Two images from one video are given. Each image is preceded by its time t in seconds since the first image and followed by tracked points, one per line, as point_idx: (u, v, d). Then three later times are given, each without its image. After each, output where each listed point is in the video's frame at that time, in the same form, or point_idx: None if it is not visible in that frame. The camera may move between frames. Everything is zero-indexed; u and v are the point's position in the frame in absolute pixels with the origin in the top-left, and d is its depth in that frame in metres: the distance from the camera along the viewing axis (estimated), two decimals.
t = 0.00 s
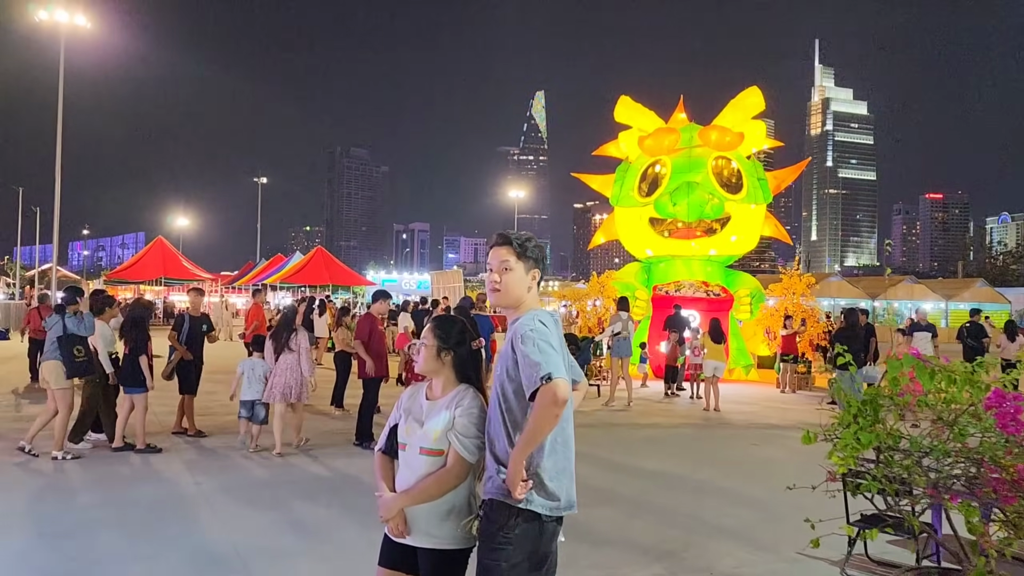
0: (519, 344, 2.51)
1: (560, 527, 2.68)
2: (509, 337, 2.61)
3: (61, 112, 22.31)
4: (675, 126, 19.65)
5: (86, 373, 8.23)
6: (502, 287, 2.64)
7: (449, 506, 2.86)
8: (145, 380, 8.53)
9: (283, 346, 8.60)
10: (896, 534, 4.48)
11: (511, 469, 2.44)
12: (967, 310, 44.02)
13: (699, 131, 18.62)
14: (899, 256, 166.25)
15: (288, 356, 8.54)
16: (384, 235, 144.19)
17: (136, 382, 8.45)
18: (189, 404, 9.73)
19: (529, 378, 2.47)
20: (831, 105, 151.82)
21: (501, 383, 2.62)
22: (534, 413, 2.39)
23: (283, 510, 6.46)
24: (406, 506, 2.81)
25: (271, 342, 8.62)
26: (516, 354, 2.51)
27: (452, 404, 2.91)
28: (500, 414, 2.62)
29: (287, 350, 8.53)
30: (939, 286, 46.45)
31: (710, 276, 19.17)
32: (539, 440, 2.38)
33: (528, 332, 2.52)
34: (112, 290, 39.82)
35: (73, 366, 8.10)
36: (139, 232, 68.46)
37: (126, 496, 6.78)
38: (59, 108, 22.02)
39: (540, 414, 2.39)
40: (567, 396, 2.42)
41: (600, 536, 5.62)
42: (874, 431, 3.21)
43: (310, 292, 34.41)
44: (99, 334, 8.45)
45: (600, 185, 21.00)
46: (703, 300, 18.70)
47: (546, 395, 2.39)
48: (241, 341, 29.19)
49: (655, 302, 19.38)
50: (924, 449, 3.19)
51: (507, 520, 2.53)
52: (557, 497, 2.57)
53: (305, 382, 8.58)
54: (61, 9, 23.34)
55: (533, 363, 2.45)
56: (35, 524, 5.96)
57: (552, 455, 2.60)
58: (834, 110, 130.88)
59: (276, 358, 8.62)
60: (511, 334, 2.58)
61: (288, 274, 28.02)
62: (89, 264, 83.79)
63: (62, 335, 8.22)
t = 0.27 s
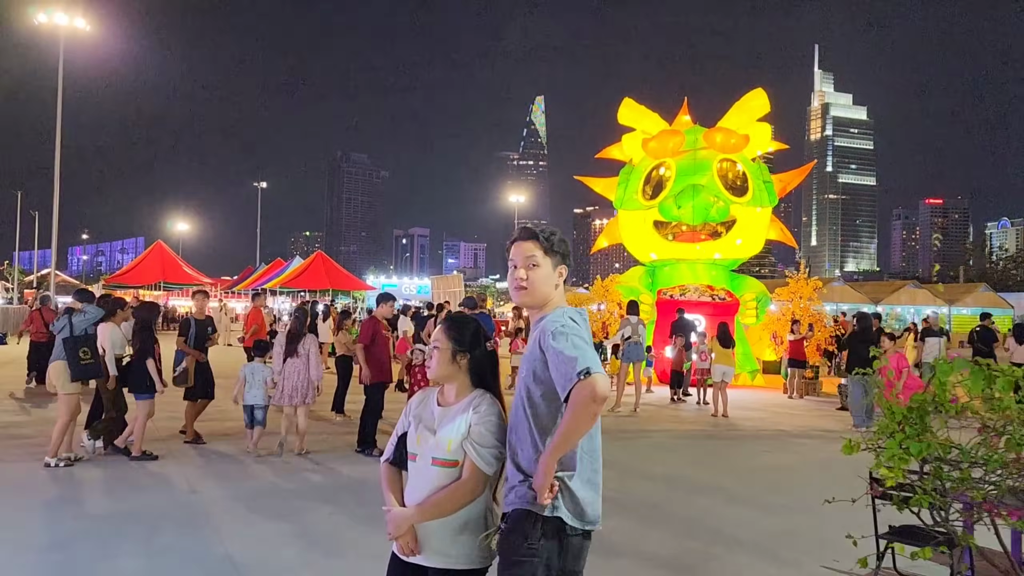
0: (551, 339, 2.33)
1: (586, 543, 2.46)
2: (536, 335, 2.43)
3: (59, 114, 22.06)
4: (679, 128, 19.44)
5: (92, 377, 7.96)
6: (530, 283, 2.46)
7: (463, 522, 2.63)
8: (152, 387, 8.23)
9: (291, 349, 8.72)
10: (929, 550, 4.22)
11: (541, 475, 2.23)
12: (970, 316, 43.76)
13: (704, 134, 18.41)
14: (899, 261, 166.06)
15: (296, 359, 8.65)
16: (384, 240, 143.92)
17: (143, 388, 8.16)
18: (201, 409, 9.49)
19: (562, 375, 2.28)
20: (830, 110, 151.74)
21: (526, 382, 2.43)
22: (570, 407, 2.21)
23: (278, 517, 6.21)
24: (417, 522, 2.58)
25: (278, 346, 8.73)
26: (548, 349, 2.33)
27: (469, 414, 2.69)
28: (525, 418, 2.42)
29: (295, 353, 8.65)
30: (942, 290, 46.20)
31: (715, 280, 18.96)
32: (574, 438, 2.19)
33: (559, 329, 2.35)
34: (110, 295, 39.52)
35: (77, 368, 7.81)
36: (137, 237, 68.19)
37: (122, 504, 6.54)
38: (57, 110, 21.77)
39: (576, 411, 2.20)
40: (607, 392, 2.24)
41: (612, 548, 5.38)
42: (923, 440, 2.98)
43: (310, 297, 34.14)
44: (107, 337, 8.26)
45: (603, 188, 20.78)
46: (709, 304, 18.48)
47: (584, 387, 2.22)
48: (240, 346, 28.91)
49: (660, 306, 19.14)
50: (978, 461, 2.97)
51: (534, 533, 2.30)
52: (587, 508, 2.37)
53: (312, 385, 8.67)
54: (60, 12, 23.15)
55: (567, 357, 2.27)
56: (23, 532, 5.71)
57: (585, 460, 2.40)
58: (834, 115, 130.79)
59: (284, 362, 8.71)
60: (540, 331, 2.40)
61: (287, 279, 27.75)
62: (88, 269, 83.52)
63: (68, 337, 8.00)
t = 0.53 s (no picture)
0: (585, 351, 2.11)
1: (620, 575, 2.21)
2: (569, 349, 2.22)
3: (57, 118, 21.83)
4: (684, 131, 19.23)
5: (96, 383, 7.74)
6: (564, 292, 2.26)
7: (482, 554, 2.37)
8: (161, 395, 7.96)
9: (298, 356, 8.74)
10: (966, 573, 4.04)
11: (569, 489, 2.00)
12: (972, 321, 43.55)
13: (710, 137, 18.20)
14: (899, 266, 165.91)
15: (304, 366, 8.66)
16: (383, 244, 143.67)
17: (152, 397, 7.89)
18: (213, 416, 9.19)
19: (598, 390, 2.04)
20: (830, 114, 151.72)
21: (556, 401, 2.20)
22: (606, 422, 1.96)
23: (277, 529, 5.95)
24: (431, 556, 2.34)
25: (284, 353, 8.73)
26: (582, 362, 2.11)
27: (488, 439, 2.44)
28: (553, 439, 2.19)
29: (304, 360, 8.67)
30: (945, 295, 46.00)
31: (721, 285, 18.74)
32: (609, 454, 1.94)
33: (594, 340, 2.13)
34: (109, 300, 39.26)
35: (81, 374, 7.61)
36: (136, 241, 67.95)
37: (113, 515, 6.28)
38: (56, 114, 21.53)
39: (611, 427, 1.95)
40: (651, 407, 1.98)
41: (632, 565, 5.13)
42: (984, 464, 2.83)
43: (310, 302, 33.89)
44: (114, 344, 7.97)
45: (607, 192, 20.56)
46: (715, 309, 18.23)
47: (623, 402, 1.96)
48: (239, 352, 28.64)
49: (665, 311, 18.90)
50: None
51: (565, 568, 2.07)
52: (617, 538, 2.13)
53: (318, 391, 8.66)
54: (59, 15, 22.93)
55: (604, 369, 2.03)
56: (9, 544, 5.46)
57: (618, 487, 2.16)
58: (834, 119, 130.77)
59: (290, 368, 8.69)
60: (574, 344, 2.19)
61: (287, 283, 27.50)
62: (88, 273, 83.27)
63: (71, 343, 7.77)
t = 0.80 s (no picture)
0: (636, 371, 1.92)
1: None
2: (617, 363, 2.03)
3: (57, 124, 21.67)
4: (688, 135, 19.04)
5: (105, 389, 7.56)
6: (610, 297, 2.07)
7: None
8: (179, 404, 7.72)
9: (305, 361, 8.67)
10: None
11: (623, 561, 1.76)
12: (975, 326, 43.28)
13: (715, 141, 18.00)
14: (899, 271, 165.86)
15: (310, 372, 8.58)
16: (383, 250, 143.36)
17: (170, 405, 7.66)
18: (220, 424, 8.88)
19: (648, 425, 1.85)
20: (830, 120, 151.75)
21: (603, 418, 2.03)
22: (663, 469, 1.78)
23: (287, 538, 5.74)
24: None
25: (292, 359, 8.66)
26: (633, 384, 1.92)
27: (523, 456, 2.22)
28: (597, 458, 2.04)
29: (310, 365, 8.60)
30: (947, 300, 45.77)
31: (727, 290, 18.58)
32: (666, 513, 1.74)
33: (646, 362, 1.92)
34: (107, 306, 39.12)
35: (88, 379, 7.49)
36: (135, 247, 67.82)
37: (116, 525, 6.07)
38: (55, 119, 21.36)
39: (668, 479, 1.76)
40: (708, 456, 1.78)
41: None
42: None
43: (310, 308, 33.68)
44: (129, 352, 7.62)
45: (611, 197, 20.38)
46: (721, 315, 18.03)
47: (680, 448, 1.78)
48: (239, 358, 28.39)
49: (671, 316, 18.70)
50: None
51: None
52: None
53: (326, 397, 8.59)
54: (58, 20, 22.74)
55: (657, 400, 1.84)
56: (14, 557, 5.25)
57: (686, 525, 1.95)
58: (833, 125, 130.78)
59: (298, 373, 8.63)
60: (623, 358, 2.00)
61: (287, 289, 27.26)
62: (87, 280, 83.15)
63: (79, 349, 7.63)
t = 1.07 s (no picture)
0: (712, 388, 1.73)
1: None
2: (685, 376, 1.84)
3: (57, 127, 21.48)
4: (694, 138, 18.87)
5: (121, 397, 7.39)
6: (675, 302, 1.87)
7: None
8: (205, 410, 7.53)
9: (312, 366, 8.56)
10: None
11: None
12: (978, 331, 43.02)
13: (722, 144, 17.82)
14: (898, 276, 165.73)
15: (317, 377, 8.49)
16: (383, 255, 143.12)
17: (193, 411, 7.45)
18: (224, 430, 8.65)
19: (727, 449, 1.66)
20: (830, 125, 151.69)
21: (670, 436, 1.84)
22: (748, 501, 1.60)
23: (299, 550, 5.51)
24: None
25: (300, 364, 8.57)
26: (706, 402, 1.73)
27: (574, 475, 2.02)
28: (662, 480, 1.85)
29: (317, 370, 8.51)
30: (950, 304, 45.52)
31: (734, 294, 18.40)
32: (756, 547, 1.56)
33: (722, 377, 1.73)
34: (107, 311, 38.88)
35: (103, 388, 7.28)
36: (135, 252, 67.63)
37: (117, 536, 5.85)
38: (55, 123, 21.18)
39: (757, 508, 1.58)
40: (799, 482, 1.60)
41: None
42: None
43: (311, 313, 33.46)
44: (147, 358, 7.47)
45: (617, 200, 20.20)
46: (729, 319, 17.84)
47: (768, 477, 1.60)
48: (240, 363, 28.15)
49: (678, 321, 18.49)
50: None
51: None
52: None
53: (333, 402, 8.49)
54: (58, 24, 22.59)
55: (735, 422, 1.65)
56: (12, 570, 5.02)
57: (770, 557, 1.74)
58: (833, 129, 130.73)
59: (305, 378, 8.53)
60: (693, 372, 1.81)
61: (288, 294, 27.04)
62: (86, 285, 82.94)
63: (91, 356, 7.40)
